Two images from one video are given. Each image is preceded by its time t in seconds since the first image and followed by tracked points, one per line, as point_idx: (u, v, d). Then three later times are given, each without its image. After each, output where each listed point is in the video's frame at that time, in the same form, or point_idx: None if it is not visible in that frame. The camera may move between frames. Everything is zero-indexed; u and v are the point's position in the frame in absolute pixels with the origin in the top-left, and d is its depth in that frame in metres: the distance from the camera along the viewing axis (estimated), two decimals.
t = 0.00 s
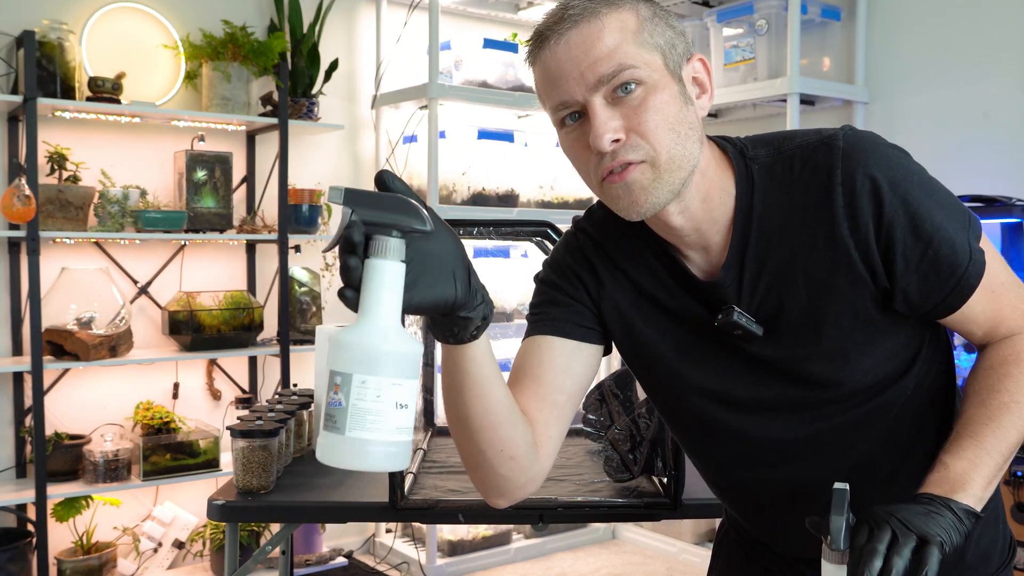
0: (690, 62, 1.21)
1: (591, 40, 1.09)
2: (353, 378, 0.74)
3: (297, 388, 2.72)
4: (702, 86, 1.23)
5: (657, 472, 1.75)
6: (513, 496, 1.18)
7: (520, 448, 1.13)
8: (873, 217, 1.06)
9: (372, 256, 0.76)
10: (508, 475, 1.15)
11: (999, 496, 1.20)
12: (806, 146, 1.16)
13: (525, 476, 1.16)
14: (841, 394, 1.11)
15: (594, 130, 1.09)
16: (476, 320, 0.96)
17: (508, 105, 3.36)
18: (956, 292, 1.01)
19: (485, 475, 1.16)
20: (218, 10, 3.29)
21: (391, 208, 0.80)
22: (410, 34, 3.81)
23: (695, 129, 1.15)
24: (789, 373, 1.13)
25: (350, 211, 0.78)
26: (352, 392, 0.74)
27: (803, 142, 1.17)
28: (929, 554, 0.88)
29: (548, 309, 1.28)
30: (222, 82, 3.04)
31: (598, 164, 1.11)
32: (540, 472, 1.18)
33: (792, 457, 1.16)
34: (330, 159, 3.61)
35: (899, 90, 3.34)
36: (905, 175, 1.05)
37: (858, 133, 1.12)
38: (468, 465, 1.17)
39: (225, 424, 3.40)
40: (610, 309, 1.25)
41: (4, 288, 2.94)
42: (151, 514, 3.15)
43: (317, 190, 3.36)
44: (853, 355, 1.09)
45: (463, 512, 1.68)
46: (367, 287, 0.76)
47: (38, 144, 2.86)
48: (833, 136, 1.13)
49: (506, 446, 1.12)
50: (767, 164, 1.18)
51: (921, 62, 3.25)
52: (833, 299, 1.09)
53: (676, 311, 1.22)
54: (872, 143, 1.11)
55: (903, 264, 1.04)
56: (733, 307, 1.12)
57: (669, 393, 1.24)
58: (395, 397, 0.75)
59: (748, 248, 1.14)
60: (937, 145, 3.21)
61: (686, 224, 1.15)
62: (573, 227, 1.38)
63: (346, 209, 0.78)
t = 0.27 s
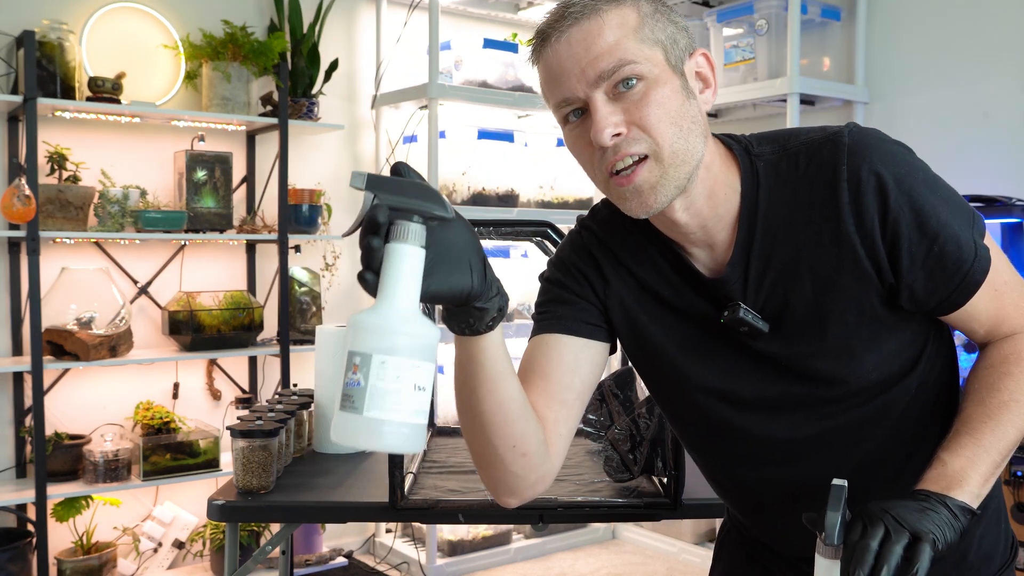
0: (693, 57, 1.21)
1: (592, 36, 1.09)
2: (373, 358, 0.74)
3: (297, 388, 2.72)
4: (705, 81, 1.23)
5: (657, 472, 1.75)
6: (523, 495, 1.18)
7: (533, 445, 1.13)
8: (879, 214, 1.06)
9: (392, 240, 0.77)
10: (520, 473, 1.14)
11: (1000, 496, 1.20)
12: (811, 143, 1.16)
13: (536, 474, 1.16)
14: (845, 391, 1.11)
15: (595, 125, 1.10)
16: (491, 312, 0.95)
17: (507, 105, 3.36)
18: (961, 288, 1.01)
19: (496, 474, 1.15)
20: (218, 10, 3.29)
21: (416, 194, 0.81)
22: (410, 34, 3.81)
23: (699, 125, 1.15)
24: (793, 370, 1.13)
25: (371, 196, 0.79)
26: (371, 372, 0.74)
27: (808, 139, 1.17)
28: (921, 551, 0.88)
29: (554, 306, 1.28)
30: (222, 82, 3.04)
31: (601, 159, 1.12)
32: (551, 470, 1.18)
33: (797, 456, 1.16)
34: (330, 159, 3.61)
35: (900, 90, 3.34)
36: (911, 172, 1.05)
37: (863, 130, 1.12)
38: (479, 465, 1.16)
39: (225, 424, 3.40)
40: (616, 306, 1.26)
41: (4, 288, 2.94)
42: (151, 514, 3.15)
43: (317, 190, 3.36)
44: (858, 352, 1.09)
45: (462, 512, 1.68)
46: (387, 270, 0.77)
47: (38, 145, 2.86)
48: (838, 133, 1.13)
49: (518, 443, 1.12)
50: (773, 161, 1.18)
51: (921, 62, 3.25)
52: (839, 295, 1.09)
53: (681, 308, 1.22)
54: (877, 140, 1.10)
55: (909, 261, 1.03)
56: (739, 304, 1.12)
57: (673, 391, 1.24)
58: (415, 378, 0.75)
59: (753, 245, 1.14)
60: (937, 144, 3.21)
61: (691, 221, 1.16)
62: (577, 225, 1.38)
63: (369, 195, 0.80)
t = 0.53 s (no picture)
0: (694, 57, 1.21)
1: (594, 36, 1.09)
2: (377, 371, 0.74)
3: (298, 387, 2.72)
4: (707, 81, 1.23)
5: (657, 472, 1.74)
6: (527, 496, 1.18)
7: (535, 448, 1.13)
8: (879, 213, 1.06)
9: (394, 250, 0.77)
10: (523, 475, 1.14)
11: (1001, 495, 1.20)
12: (811, 143, 1.16)
13: (539, 475, 1.16)
14: (845, 391, 1.10)
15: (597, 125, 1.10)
16: (490, 321, 0.94)
17: (507, 104, 3.36)
18: (961, 287, 1.01)
19: (499, 475, 1.15)
20: (217, 10, 3.29)
21: (418, 203, 0.81)
22: (410, 34, 3.81)
23: (700, 125, 1.15)
24: (794, 370, 1.13)
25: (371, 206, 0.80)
26: (375, 385, 0.74)
27: (808, 139, 1.17)
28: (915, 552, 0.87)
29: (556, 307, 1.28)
30: (222, 82, 3.04)
31: (603, 158, 1.12)
32: (553, 472, 1.18)
33: (798, 456, 1.15)
34: (330, 159, 3.61)
35: (899, 91, 3.34)
36: (911, 171, 1.05)
37: (864, 130, 1.12)
38: (482, 466, 1.16)
39: (225, 424, 3.40)
40: (617, 306, 1.26)
41: (4, 288, 2.94)
42: (151, 514, 3.15)
43: (317, 190, 3.36)
44: (859, 351, 1.09)
45: (462, 512, 1.68)
46: (387, 281, 0.77)
47: (38, 145, 2.86)
48: (838, 133, 1.13)
49: (520, 445, 1.12)
50: (773, 161, 1.18)
51: (921, 62, 3.25)
52: (839, 295, 1.09)
53: (682, 308, 1.22)
54: (878, 139, 1.10)
55: (908, 260, 1.03)
56: (740, 304, 1.12)
57: (674, 391, 1.24)
58: (418, 390, 0.75)
59: (754, 245, 1.14)
60: (937, 145, 3.21)
61: (692, 221, 1.16)
62: (579, 225, 1.38)
63: (370, 206, 0.80)
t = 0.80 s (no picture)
0: (692, 65, 1.20)
1: (588, 49, 1.10)
2: (394, 399, 0.76)
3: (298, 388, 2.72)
4: (705, 90, 1.22)
5: (657, 472, 1.74)
6: (533, 503, 1.18)
7: (541, 457, 1.13)
8: (878, 218, 1.06)
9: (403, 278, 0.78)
10: (529, 484, 1.15)
11: (1003, 495, 1.20)
12: (811, 148, 1.16)
13: (545, 483, 1.16)
14: (846, 395, 1.10)
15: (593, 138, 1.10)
16: (496, 335, 0.97)
17: (507, 105, 3.36)
18: (961, 291, 1.01)
19: (506, 484, 1.16)
20: (217, 10, 3.29)
21: (422, 231, 0.82)
22: (410, 34, 3.81)
23: (697, 131, 1.15)
24: (795, 374, 1.13)
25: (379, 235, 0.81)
26: (393, 413, 0.76)
27: (808, 143, 1.17)
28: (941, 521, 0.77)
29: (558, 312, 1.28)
30: (222, 82, 3.03)
31: (600, 171, 1.12)
32: (559, 478, 1.18)
33: (800, 459, 1.15)
34: (330, 159, 3.61)
35: (900, 90, 3.34)
36: (909, 176, 1.06)
37: (863, 134, 1.12)
38: (489, 475, 1.16)
39: (225, 424, 3.40)
40: (619, 311, 1.26)
41: (4, 288, 2.94)
42: (151, 514, 3.15)
43: (317, 190, 3.36)
44: (861, 356, 1.09)
45: (462, 512, 1.68)
46: (399, 309, 0.78)
47: (38, 145, 2.86)
48: (837, 138, 1.13)
49: (526, 455, 1.12)
50: (774, 166, 1.18)
51: (921, 61, 3.24)
52: (839, 299, 1.09)
53: (684, 312, 1.22)
54: (877, 144, 1.11)
55: (908, 264, 1.04)
56: (741, 308, 1.12)
57: (676, 395, 1.24)
58: (434, 415, 0.77)
59: (754, 250, 1.14)
60: (937, 144, 3.21)
61: (691, 228, 1.16)
62: (581, 231, 1.39)
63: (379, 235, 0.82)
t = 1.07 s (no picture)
0: (688, 68, 1.20)
1: (586, 51, 1.10)
2: (398, 395, 0.74)
3: (298, 388, 2.72)
4: (701, 91, 1.22)
5: (657, 472, 1.75)
6: (533, 502, 1.18)
7: (540, 454, 1.13)
8: (873, 219, 1.06)
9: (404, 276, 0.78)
10: (528, 481, 1.14)
11: (1002, 495, 1.20)
12: (808, 148, 1.16)
13: (544, 481, 1.16)
14: (842, 395, 1.10)
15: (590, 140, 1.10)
16: (493, 335, 0.96)
17: (507, 104, 3.36)
18: (955, 293, 1.01)
19: (505, 482, 1.15)
20: (218, 10, 3.29)
21: (425, 227, 0.82)
22: (410, 34, 3.81)
23: (694, 130, 1.16)
24: (791, 374, 1.13)
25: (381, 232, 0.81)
26: (398, 408, 0.75)
27: (805, 143, 1.17)
28: (939, 463, 0.69)
29: (557, 312, 1.28)
30: (222, 82, 3.03)
31: (597, 172, 1.12)
32: (558, 477, 1.18)
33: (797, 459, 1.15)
34: (330, 159, 3.61)
35: (900, 90, 3.34)
36: (904, 177, 1.05)
37: (859, 135, 1.12)
38: (488, 472, 1.16)
39: (225, 424, 3.41)
40: (617, 311, 1.26)
41: (4, 289, 2.94)
42: (151, 514, 3.15)
43: (317, 190, 3.36)
44: (856, 357, 1.09)
45: (462, 512, 1.68)
46: (401, 307, 0.77)
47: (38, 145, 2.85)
48: (833, 138, 1.13)
49: (526, 452, 1.12)
50: (771, 166, 1.17)
51: (921, 61, 3.24)
52: (834, 299, 1.08)
53: (681, 312, 1.22)
54: (873, 144, 1.10)
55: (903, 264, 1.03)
56: (737, 307, 1.12)
57: (675, 395, 1.24)
58: (436, 411, 0.76)
59: (750, 250, 1.14)
60: (937, 144, 3.21)
61: (688, 227, 1.16)
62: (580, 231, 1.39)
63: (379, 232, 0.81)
